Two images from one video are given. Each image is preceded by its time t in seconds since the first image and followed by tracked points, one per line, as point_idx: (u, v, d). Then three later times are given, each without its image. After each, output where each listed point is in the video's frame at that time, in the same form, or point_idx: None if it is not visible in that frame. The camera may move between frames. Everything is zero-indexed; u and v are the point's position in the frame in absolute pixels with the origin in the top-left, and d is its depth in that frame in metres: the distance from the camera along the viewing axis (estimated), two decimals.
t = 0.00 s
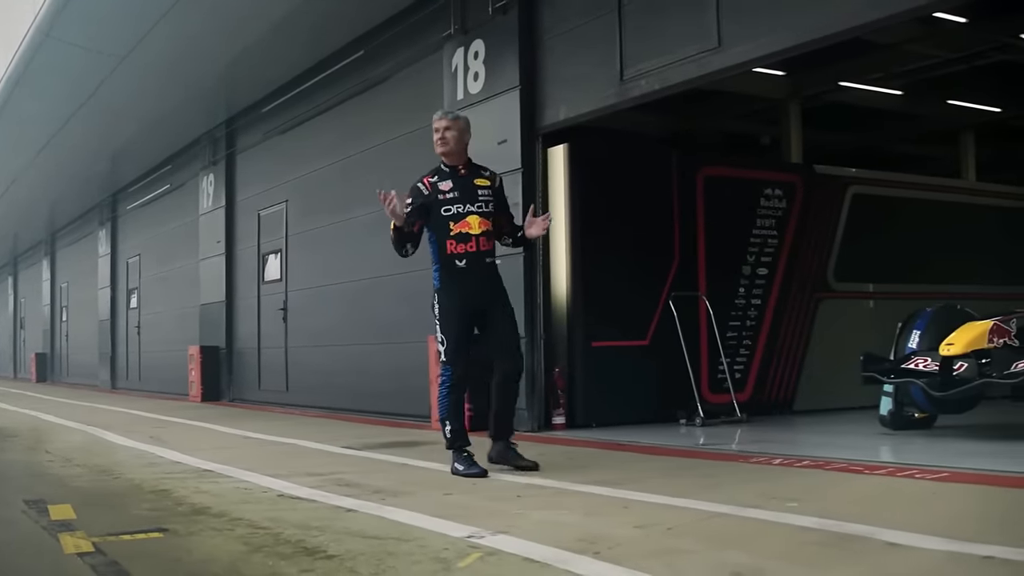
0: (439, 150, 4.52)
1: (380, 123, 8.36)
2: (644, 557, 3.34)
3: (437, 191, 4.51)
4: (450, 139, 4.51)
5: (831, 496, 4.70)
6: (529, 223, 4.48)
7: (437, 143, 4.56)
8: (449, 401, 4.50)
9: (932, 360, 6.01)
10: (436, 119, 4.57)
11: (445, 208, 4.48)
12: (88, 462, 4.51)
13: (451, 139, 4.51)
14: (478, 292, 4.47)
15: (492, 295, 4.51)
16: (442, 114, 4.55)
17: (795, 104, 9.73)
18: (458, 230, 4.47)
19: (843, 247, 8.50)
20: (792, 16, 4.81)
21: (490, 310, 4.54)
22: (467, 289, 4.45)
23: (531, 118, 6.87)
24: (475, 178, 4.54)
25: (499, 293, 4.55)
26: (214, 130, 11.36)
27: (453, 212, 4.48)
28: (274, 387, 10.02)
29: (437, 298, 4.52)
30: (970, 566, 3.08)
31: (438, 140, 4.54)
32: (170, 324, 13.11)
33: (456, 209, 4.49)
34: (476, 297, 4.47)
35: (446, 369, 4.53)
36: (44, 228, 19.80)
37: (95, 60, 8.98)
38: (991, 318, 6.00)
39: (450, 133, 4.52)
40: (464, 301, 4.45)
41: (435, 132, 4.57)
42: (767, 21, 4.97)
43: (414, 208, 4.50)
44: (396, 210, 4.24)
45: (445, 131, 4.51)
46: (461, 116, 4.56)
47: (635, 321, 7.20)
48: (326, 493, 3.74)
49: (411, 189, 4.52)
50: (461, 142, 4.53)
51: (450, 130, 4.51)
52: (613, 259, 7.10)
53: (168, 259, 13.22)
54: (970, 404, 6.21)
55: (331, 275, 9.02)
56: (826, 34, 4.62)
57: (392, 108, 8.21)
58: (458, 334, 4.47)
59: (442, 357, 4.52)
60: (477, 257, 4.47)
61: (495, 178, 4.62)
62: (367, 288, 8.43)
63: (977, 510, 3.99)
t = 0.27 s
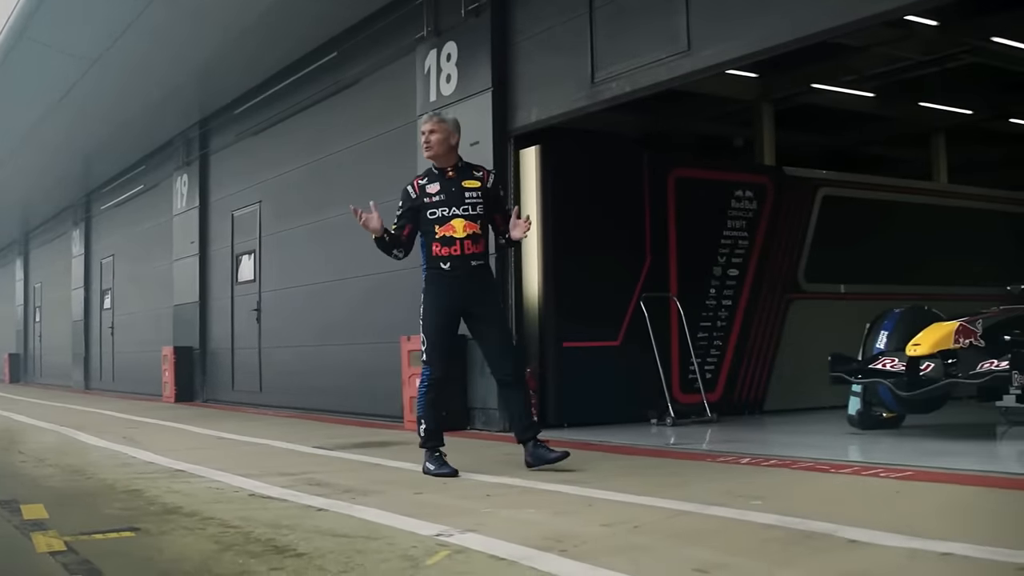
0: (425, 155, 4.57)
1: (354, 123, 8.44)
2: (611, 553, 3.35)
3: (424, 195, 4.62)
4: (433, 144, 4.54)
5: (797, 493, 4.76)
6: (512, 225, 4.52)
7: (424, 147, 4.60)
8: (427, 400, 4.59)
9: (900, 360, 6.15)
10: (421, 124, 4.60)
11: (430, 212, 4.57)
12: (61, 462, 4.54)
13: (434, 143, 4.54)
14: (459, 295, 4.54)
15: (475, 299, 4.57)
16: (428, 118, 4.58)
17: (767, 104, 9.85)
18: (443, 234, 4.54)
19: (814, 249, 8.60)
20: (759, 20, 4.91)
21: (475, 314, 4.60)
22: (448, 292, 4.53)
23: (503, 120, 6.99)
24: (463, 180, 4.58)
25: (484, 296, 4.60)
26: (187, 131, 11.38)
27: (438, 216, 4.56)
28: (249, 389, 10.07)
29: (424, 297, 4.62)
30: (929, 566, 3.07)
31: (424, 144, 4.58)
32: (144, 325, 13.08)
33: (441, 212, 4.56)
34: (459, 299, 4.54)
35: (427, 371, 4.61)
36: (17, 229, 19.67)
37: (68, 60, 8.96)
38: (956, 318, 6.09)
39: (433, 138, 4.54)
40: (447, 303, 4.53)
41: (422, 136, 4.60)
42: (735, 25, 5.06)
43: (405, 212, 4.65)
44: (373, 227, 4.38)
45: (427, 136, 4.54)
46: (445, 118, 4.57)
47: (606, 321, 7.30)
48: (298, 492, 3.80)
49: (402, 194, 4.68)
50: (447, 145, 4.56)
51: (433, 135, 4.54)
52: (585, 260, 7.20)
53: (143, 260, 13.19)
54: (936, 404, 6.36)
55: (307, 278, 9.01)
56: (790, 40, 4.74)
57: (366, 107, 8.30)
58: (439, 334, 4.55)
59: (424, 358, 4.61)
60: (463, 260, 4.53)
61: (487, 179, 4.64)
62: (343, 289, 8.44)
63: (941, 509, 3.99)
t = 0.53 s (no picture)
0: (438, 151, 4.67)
1: (331, 121, 8.65)
2: (577, 553, 3.35)
3: (430, 190, 4.69)
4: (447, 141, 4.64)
5: (766, 491, 4.81)
6: (518, 223, 4.61)
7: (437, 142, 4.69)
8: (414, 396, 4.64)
9: (867, 361, 6.20)
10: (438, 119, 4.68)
11: (435, 207, 4.65)
12: (33, 462, 4.56)
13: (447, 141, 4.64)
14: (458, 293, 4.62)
15: (475, 297, 4.66)
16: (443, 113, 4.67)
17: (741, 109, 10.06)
18: (446, 229, 4.62)
19: (784, 250, 8.72)
20: (730, 23, 4.99)
21: (474, 312, 4.69)
22: (448, 289, 4.62)
23: (475, 121, 7.04)
24: (470, 178, 4.68)
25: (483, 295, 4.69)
26: (160, 131, 11.76)
27: (443, 211, 4.64)
28: (221, 388, 10.53)
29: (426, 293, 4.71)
30: (895, 566, 3.03)
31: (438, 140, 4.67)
32: (119, 325, 13.08)
33: (446, 208, 4.64)
34: (459, 297, 4.63)
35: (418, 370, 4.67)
36: None
37: (41, 60, 8.95)
38: (924, 319, 6.15)
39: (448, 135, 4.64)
40: (447, 301, 4.62)
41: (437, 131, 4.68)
42: (706, 28, 5.14)
43: (410, 206, 4.72)
44: (385, 223, 4.43)
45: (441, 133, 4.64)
46: (462, 116, 4.67)
47: (578, 322, 7.40)
48: (269, 492, 3.84)
49: (408, 189, 4.74)
50: (461, 143, 4.67)
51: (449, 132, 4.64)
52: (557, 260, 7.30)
53: (118, 259, 13.19)
54: (904, 403, 6.32)
55: (291, 277, 9.29)
56: (756, 43, 4.85)
57: (342, 107, 8.49)
58: (437, 330, 4.64)
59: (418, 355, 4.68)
60: (465, 256, 4.62)
61: (493, 179, 4.73)
62: (321, 289, 8.82)
63: (910, 509, 3.97)
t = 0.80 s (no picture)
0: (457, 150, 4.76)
1: (308, 121, 8.85)
2: (549, 551, 3.29)
3: (441, 188, 4.73)
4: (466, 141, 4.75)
5: (740, 488, 4.83)
6: (528, 225, 4.62)
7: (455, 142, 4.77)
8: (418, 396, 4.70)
9: (842, 361, 6.25)
10: (455, 119, 4.76)
11: (446, 205, 4.71)
12: (9, 463, 4.56)
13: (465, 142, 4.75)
14: (466, 291, 4.68)
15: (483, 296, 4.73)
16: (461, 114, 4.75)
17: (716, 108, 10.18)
18: (457, 228, 4.68)
19: (760, 251, 8.81)
20: (705, 24, 5.06)
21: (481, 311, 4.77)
22: (456, 287, 4.67)
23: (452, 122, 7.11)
24: (481, 179, 4.76)
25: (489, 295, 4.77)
26: (136, 133, 11.98)
27: (454, 210, 4.71)
28: (198, 389, 10.66)
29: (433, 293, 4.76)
30: (868, 566, 2.96)
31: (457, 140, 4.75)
32: (97, 325, 13.07)
33: (457, 207, 4.71)
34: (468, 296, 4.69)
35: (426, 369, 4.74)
36: None
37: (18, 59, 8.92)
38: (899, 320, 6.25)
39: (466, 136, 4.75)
40: (456, 300, 4.68)
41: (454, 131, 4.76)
42: (681, 29, 5.23)
43: (418, 203, 4.74)
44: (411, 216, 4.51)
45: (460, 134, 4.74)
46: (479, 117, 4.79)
47: (555, 323, 7.46)
48: (246, 492, 3.86)
49: (417, 185, 4.76)
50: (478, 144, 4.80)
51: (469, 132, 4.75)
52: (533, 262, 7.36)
53: (97, 259, 13.19)
54: (877, 403, 6.56)
55: (271, 276, 9.41)
56: (728, 45, 4.93)
57: (319, 108, 8.69)
58: (446, 329, 4.70)
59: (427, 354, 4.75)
60: (475, 256, 4.68)
61: (501, 182, 4.84)
62: (298, 289, 9.01)
63: (884, 510, 3.89)
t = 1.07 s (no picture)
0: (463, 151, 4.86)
1: (282, 122, 8.88)
2: (518, 551, 3.30)
3: (448, 185, 4.82)
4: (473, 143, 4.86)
5: (711, 487, 4.87)
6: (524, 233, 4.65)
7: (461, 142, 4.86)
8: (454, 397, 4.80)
9: (813, 360, 6.17)
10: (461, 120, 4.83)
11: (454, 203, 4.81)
12: None
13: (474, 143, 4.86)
14: (472, 289, 4.82)
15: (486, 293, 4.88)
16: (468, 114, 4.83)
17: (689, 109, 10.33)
18: (463, 227, 4.80)
19: (732, 252, 8.89)
20: (676, 27, 5.14)
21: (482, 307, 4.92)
22: (464, 285, 4.79)
23: (425, 123, 7.18)
24: (483, 181, 4.91)
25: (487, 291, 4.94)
26: (110, 132, 11.98)
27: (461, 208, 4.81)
28: (171, 389, 10.67)
29: (437, 295, 4.82)
30: (834, 565, 2.94)
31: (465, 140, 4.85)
32: (71, 325, 13.02)
33: (465, 206, 4.81)
34: (473, 292, 4.83)
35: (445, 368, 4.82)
36: None
37: None
38: (869, 321, 6.31)
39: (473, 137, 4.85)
40: (463, 297, 4.80)
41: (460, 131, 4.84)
42: (651, 30, 5.31)
43: (424, 198, 4.80)
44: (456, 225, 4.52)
45: (473, 136, 4.83)
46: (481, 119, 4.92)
47: (527, 324, 7.54)
48: (218, 493, 3.89)
49: (424, 180, 4.82)
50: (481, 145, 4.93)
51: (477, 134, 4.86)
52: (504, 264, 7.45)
53: (71, 258, 13.14)
54: (849, 403, 6.86)
55: (246, 277, 9.42)
56: (698, 48, 5.02)
57: (293, 108, 8.72)
58: (460, 328, 4.79)
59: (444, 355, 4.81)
60: (479, 254, 4.83)
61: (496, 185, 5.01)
62: (271, 290, 9.03)
63: (856, 510, 3.87)
